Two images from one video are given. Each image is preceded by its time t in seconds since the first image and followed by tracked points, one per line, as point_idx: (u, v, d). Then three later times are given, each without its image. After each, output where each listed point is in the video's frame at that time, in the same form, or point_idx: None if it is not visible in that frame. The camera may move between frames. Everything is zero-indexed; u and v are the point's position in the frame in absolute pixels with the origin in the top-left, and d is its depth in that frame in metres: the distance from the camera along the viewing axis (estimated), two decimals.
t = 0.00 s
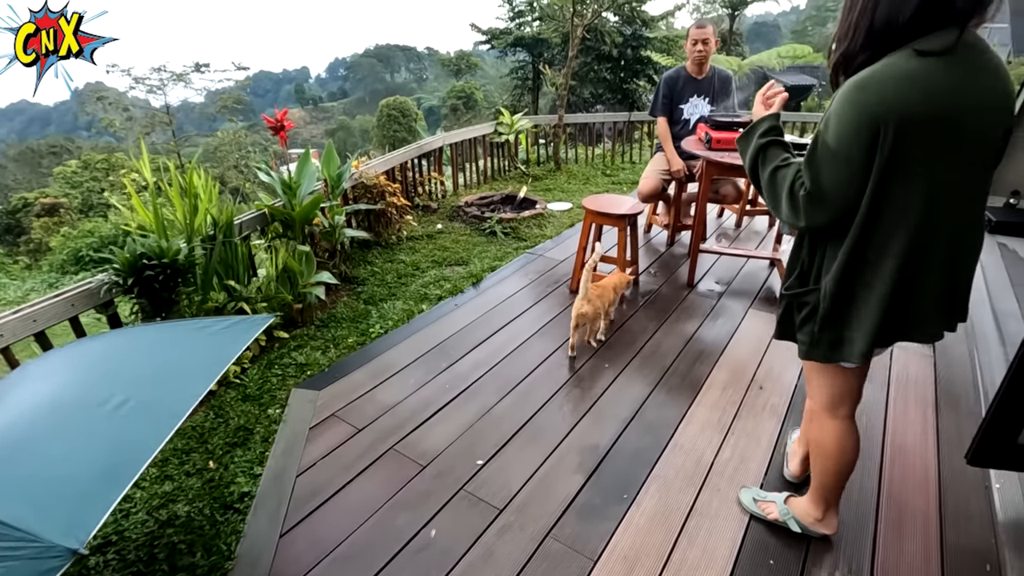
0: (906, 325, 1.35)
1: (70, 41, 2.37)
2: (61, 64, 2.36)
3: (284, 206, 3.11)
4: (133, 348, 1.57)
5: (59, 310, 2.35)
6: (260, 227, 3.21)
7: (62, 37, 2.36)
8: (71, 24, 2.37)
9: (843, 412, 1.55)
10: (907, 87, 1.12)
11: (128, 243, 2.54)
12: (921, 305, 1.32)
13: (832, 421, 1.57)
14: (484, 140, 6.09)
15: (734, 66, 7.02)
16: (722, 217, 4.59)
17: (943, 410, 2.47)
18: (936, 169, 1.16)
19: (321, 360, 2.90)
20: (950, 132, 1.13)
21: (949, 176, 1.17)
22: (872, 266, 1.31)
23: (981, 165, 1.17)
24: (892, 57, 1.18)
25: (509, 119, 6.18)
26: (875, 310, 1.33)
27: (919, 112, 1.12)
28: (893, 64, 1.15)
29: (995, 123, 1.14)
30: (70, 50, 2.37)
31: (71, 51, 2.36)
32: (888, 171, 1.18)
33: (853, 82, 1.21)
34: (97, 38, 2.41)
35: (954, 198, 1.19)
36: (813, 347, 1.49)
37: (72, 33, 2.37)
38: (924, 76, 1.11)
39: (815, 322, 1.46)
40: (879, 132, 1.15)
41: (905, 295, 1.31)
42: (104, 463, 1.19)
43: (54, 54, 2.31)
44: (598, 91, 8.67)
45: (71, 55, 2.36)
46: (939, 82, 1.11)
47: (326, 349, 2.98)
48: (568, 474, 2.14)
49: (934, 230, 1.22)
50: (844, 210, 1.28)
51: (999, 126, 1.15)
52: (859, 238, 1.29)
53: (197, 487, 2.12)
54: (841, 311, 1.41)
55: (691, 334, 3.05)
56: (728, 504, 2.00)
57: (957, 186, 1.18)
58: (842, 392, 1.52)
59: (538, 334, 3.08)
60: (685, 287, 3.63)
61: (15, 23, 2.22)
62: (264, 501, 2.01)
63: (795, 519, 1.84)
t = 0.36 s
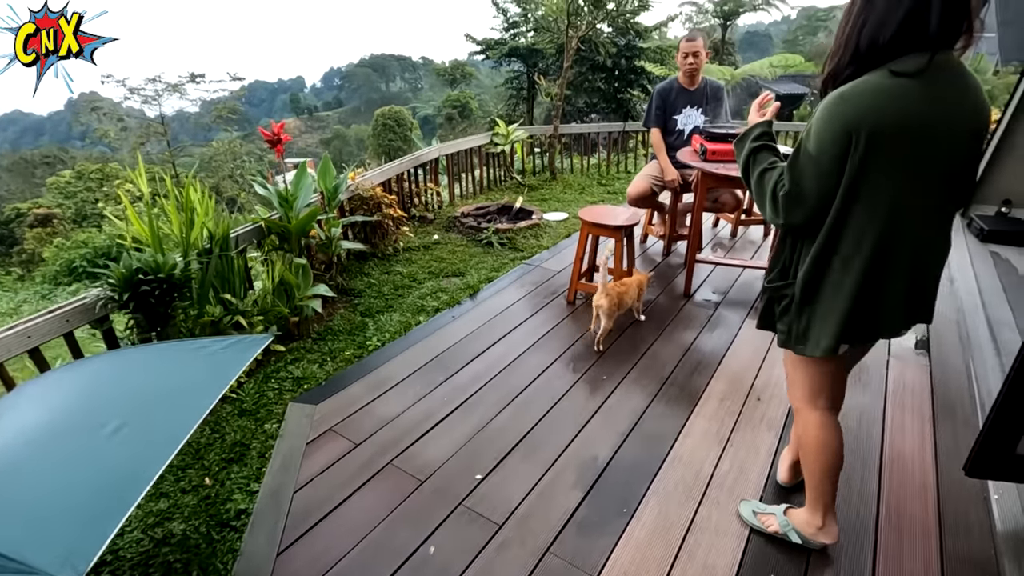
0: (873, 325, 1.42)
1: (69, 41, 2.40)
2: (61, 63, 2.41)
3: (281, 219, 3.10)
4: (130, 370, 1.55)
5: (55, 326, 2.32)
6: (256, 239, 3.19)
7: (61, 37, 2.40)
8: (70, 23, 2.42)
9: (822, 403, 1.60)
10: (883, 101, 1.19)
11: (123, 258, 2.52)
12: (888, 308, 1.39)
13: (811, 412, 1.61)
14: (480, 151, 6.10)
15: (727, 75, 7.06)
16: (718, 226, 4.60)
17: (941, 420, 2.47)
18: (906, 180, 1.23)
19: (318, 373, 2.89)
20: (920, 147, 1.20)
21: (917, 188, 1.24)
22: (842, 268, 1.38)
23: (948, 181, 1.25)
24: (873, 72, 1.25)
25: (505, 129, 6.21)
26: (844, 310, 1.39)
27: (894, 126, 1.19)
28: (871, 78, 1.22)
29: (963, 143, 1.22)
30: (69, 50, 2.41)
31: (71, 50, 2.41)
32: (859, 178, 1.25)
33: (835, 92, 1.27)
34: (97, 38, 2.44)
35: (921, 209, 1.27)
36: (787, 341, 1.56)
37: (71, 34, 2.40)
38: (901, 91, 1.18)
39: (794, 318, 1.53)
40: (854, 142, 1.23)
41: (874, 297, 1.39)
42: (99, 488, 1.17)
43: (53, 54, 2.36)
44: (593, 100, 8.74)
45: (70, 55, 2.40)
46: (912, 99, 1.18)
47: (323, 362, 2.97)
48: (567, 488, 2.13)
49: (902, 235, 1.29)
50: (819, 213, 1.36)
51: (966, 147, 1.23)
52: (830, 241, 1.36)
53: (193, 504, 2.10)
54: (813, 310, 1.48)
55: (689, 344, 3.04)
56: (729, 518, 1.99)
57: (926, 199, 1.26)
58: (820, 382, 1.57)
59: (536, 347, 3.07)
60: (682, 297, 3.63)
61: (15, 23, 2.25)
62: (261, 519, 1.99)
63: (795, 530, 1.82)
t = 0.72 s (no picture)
0: (863, 322, 1.49)
1: (70, 41, 2.41)
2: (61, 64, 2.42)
3: (257, 238, 2.92)
4: (94, 398, 1.27)
5: (13, 354, 2.13)
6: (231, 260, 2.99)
7: (61, 38, 2.41)
8: (71, 23, 2.42)
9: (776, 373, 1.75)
10: (877, 106, 1.28)
11: (89, 281, 2.36)
12: (882, 306, 1.46)
13: (768, 377, 1.77)
14: (469, 165, 5.95)
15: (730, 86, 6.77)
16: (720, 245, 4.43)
17: (959, 446, 2.32)
18: (898, 181, 1.31)
19: (297, 402, 2.69)
20: (914, 150, 1.28)
21: (911, 190, 1.31)
22: (834, 263, 1.46)
23: (947, 185, 1.31)
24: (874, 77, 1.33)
25: (493, 143, 6.05)
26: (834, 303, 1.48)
27: (888, 128, 1.27)
28: (866, 86, 1.31)
29: (964, 149, 1.28)
30: (69, 50, 2.41)
31: (71, 51, 2.41)
32: (850, 178, 1.35)
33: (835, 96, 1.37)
34: (97, 38, 2.44)
35: (914, 211, 1.34)
36: (782, 335, 1.62)
37: (71, 33, 2.41)
38: (897, 97, 1.27)
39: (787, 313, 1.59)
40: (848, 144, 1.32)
41: (865, 293, 1.46)
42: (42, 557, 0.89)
43: (53, 54, 2.38)
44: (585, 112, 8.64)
45: (69, 55, 2.41)
46: (908, 104, 1.26)
47: (302, 391, 2.78)
48: (563, 527, 1.93)
49: (892, 235, 1.37)
50: (813, 212, 1.44)
51: (969, 152, 1.28)
52: (824, 238, 1.44)
53: (163, 544, 1.91)
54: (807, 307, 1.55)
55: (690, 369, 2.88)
56: (741, 560, 1.80)
57: (921, 201, 1.32)
58: (775, 352, 1.73)
59: (529, 373, 2.88)
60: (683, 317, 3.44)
61: (15, 23, 2.26)
62: (231, 565, 1.78)
63: (755, 491, 1.95)
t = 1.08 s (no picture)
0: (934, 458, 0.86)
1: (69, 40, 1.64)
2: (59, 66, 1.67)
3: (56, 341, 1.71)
4: None
5: None
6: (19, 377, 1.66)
7: (62, 36, 1.65)
8: (71, 23, 1.66)
9: (830, 514, 1.04)
10: (936, 119, 0.76)
11: None
12: (976, 445, 0.84)
13: (814, 515, 1.07)
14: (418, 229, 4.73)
15: (756, 101, 3.38)
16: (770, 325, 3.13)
17: None
18: (982, 238, 0.76)
19: None
20: (1008, 187, 0.74)
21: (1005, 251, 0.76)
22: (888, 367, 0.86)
23: None
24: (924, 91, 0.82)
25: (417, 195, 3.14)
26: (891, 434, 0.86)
27: (960, 151, 0.75)
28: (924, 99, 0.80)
29: None
30: (72, 50, 1.66)
31: (72, 53, 1.66)
32: (900, 225, 0.80)
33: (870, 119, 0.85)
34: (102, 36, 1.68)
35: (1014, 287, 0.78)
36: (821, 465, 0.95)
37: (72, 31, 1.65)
38: (967, 111, 0.75)
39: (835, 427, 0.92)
40: (895, 176, 0.78)
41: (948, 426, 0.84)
42: None
43: (55, 55, 1.65)
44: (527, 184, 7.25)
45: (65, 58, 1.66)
46: (987, 119, 0.75)
47: None
48: None
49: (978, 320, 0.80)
50: (846, 284, 0.87)
51: None
52: (865, 326, 0.86)
53: None
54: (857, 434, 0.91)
55: (718, 532, 1.62)
56: None
57: None
58: (829, 483, 1.03)
59: (476, 539, 1.59)
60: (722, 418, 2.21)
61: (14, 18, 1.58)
62: None
63: None
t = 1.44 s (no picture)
0: (843, 412, 0.97)
1: (69, 42, 1.71)
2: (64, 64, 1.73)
3: (44, 348, 1.68)
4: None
5: None
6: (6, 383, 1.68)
7: (62, 38, 1.70)
8: (72, 23, 1.71)
9: (799, 504, 1.09)
10: (863, 106, 0.86)
11: None
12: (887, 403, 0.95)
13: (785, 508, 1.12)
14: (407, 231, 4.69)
15: (744, 103, 3.34)
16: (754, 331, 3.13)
17: None
18: (891, 218, 0.87)
19: None
20: (917, 172, 0.84)
21: (913, 228, 0.87)
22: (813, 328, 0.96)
23: (966, 225, 0.87)
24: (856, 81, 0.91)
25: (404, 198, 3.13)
26: (817, 391, 0.97)
27: (879, 138, 0.84)
28: (859, 85, 0.88)
29: (986, 174, 0.85)
30: (70, 52, 1.71)
31: (72, 52, 1.72)
32: (826, 202, 0.89)
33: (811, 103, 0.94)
34: (99, 37, 1.73)
35: (919, 259, 0.89)
36: (760, 421, 1.06)
37: (74, 34, 1.71)
38: (887, 101, 0.85)
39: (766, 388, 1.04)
40: (823, 158, 0.87)
41: (863, 382, 0.95)
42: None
43: (53, 55, 1.70)
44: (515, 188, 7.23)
45: (71, 58, 1.73)
46: (905, 108, 0.84)
47: None
48: None
49: (887, 290, 0.90)
50: (778, 256, 0.96)
51: (993, 180, 0.85)
52: (796, 293, 0.96)
53: None
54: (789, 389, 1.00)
55: (708, 534, 1.63)
56: None
57: (928, 244, 0.88)
58: (805, 478, 1.08)
59: (467, 542, 1.60)
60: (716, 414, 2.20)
61: (15, 23, 1.61)
62: None
63: None
